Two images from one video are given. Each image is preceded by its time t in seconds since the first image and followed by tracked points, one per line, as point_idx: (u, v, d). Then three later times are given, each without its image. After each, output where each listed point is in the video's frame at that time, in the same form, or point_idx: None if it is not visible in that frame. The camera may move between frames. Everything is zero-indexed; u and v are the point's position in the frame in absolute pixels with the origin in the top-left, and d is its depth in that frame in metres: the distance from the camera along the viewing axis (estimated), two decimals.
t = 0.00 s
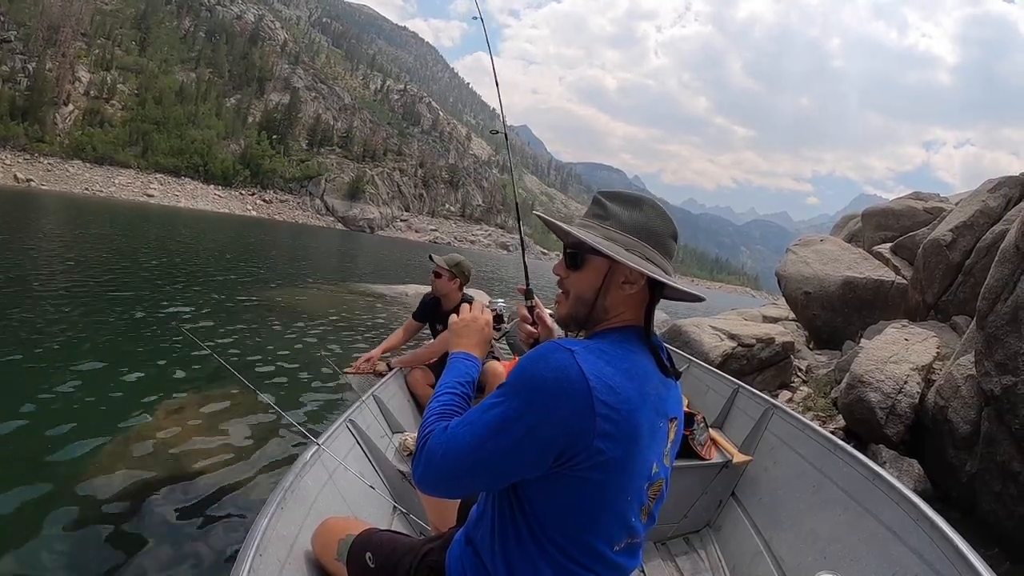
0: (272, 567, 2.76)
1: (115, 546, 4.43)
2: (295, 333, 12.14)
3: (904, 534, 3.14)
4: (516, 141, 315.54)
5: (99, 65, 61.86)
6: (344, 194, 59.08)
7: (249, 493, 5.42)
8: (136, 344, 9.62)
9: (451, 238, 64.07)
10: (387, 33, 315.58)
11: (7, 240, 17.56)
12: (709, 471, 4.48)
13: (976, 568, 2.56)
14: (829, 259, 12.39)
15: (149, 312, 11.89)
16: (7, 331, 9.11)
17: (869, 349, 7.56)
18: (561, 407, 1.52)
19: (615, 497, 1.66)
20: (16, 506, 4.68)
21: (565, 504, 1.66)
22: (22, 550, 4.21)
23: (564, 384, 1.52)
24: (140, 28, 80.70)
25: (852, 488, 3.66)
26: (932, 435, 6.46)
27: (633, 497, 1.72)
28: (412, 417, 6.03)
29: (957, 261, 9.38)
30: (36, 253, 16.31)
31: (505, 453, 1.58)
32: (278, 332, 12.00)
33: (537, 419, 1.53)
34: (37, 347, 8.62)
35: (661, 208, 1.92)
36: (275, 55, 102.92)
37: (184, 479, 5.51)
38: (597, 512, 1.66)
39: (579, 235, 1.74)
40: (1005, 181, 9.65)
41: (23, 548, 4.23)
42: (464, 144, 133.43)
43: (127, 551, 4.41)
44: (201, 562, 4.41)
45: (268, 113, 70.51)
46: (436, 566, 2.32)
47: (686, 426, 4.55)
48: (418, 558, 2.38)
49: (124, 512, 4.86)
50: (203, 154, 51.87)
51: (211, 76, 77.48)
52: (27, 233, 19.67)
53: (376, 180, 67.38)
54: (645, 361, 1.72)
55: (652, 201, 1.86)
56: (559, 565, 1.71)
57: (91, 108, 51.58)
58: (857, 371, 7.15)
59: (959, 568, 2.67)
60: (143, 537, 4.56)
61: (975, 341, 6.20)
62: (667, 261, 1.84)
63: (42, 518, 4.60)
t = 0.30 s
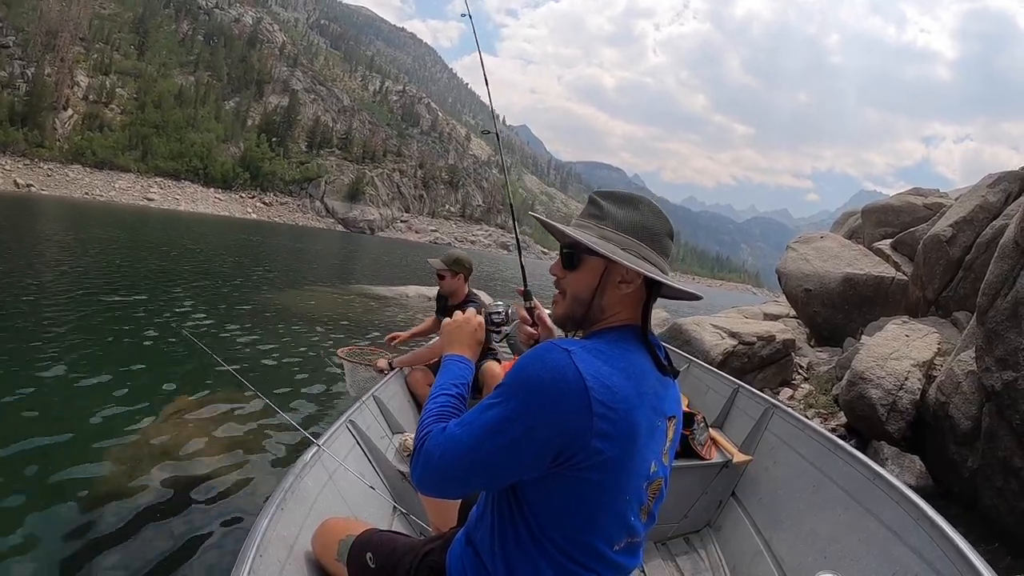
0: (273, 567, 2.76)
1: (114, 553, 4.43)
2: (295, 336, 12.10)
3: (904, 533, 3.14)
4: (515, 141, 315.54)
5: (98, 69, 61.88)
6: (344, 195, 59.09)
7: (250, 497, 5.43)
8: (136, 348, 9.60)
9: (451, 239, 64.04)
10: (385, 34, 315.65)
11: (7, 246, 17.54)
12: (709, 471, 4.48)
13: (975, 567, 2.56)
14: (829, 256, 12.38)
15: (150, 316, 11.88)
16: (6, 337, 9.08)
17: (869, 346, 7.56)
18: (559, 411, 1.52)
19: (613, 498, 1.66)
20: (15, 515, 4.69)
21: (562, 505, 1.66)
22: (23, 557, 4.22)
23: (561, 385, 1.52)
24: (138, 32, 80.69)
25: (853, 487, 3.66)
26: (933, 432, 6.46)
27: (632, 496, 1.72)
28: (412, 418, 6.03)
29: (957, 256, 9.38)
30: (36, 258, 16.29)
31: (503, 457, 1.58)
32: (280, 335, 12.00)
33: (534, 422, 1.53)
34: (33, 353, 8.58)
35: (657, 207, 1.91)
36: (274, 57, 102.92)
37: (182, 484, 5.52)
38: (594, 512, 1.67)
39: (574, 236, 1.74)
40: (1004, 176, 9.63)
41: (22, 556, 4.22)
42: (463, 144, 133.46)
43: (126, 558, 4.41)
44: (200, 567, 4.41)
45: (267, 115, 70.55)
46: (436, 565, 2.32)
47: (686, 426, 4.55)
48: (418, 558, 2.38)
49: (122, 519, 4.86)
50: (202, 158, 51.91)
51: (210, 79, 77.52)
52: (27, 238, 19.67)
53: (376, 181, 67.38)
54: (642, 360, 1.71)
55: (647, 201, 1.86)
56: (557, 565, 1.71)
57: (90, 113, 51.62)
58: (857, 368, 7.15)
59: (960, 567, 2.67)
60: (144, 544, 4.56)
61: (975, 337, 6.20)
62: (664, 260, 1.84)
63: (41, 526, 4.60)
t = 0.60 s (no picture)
0: (273, 567, 2.76)
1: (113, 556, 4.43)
2: (295, 337, 12.06)
3: (903, 534, 3.15)
4: (514, 140, 315.60)
5: (96, 72, 61.99)
6: (343, 196, 59.12)
7: (250, 497, 5.45)
8: (136, 351, 9.59)
9: (450, 238, 64.06)
10: (383, 34, 315.61)
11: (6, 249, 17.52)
12: (709, 471, 4.49)
13: (975, 567, 2.56)
14: (828, 254, 12.39)
15: (152, 319, 11.87)
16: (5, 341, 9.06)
17: (869, 343, 7.55)
18: (565, 416, 1.52)
19: (615, 500, 1.67)
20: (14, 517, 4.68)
21: (565, 508, 1.66)
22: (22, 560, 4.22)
23: (567, 389, 1.52)
24: (136, 34, 80.73)
25: (853, 488, 3.66)
26: (933, 428, 6.46)
27: (634, 499, 1.72)
28: (412, 418, 6.04)
29: (956, 253, 9.37)
30: (35, 262, 16.25)
31: (506, 462, 1.58)
32: (281, 336, 11.98)
33: (539, 427, 1.53)
34: (33, 355, 8.58)
35: (659, 206, 1.91)
36: (272, 59, 102.98)
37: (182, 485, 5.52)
38: (597, 515, 1.67)
39: (576, 236, 1.74)
40: (1003, 172, 9.63)
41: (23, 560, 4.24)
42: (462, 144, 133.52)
43: (126, 561, 4.41)
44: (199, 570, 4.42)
45: (265, 116, 70.57)
46: (437, 565, 2.32)
47: (687, 426, 4.54)
48: (418, 558, 2.38)
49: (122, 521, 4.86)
50: (201, 160, 51.98)
51: (208, 80, 77.52)
52: (26, 241, 19.63)
53: (375, 182, 67.41)
54: (646, 363, 1.72)
55: (651, 200, 1.86)
56: (559, 568, 1.71)
57: (88, 115, 51.65)
58: (857, 365, 7.15)
59: (960, 567, 2.67)
60: (143, 546, 4.57)
61: (975, 333, 6.20)
62: (666, 259, 1.84)
63: (42, 527, 4.61)
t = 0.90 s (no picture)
0: (272, 567, 2.77)
1: (114, 557, 4.43)
2: (294, 337, 12.04)
3: (904, 534, 3.15)
4: (515, 139, 315.57)
5: (96, 71, 62.03)
6: (343, 195, 59.12)
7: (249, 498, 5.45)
8: (137, 350, 9.60)
9: (450, 238, 64.05)
10: (383, 34, 315.53)
11: (6, 248, 17.49)
12: (709, 471, 4.49)
13: (976, 568, 2.56)
14: (828, 254, 12.38)
15: (152, 318, 11.85)
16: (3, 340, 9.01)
17: (869, 344, 7.55)
18: (568, 419, 1.52)
19: (618, 502, 1.67)
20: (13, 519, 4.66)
21: (569, 510, 1.66)
22: (24, 561, 4.22)
23: (570, 390, 1.52)
24: (136, 33, 80.75)
25: (853, 488, 3.66)
26: (933, 429, 6.47)
27: (636, 500, 1.72)
28: (411, 418, 6.03)
29: (956, 254, 9.38)
30: (34, 261, 16.18)
31: (510, 464, 1.58)
32: (282, 336, 11.97)
33: (541, 430, 1.53)
34: (31, 355, 8.53)
35: (664, 207, 1.90)
36: (272, 58, 102.95)
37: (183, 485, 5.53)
38: (599, 516, 1.67)
39: (581, 236, 1.74)
40: (1003, 173, 9.63)
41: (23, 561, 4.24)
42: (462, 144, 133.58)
43: (125, 561, 4.40)
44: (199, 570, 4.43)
45: (265, 115, 70.57)
46: (437, 566, 2.32)
47: (686, 426, 4.55)
48: (418, 558, 2.39)
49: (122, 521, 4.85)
50: (201, 158, 52.00)
51: (208, 79, 77.40)
52: (24, 240, 19.56)
53: (375, 181, 67.37)
54: (649, 364, 1.72)
55: (656, 200, 1.86)
56: (559, 568, 1.71)
57: (88, 114, 51.67)
58: (857, 366, 7.16)
59: (960, 567, 2.68)
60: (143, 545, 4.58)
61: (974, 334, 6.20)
62: (670, 260, 1.84)
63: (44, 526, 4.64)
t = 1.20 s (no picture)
0: (273, 567, 2.77)
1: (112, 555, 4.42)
2: (296, 335, 12.02)
3: (904, 534, 3.15)
4: (515, 139, 315.50)
5: (97, 67, 62.00)
6: (343, 194, 59.12)
7: (250, 495, 5.47)
8: (138, 346, 9.62)
9: (450, 238, 64.07)
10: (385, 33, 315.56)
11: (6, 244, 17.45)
12: (709, 471, 4.49)
13: (976, 568, 2.56)
14: (828, 256, 12.39)
15: (153, 315, 11.86)
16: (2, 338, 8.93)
17: (869, 346, 7.56)
18: (567, 425, 1.52)
19: (619, 503, 1.67)
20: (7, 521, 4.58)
21: (571, 513, 1.66)
22: (25, 558, 4.22)
23: (570, 394, 1.52)
24: (138, 30, 80.73)
25: (853, 488, 3.67)
26: (932, 431, 6.47)
27: (636, 502, 1.72)
28: (411, 417, 6.03)
29: (957, 257, 9.39)
30: (34, 257, 16.13)
31: (512, 469, 1.57)
32: (282, 334, 11.99)
33: (542, 435, 1.52)
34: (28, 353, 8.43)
35: (666, 207, 1.90)
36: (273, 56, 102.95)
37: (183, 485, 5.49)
38: (599, 517, 1.67)
39: (581, 236, 1.75)
40: (1004, 177, 9.63)
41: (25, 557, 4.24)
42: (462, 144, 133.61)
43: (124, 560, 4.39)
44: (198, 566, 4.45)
45: (266, 113, 70.57)
46: (436, 565, 2.32)
47: (687, 426, 4.56)
48: (418, 558, 2.39)
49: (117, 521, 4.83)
50: (201, 156, 51.98)
51: (209, 77, 77.37)
52: (24, 236, 19.49)
53: (375, 180, 67.38)
54: (649, 366, 1.72)
55: (656, 200, 1.86)
56: (561, 568, 1.71)
57: (89, 110, 51.65)
58: (857, 368, 7.16)
59: (960, 567, 2.67)
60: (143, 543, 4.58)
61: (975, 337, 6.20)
62: (670, 260, 1.84)
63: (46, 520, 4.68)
